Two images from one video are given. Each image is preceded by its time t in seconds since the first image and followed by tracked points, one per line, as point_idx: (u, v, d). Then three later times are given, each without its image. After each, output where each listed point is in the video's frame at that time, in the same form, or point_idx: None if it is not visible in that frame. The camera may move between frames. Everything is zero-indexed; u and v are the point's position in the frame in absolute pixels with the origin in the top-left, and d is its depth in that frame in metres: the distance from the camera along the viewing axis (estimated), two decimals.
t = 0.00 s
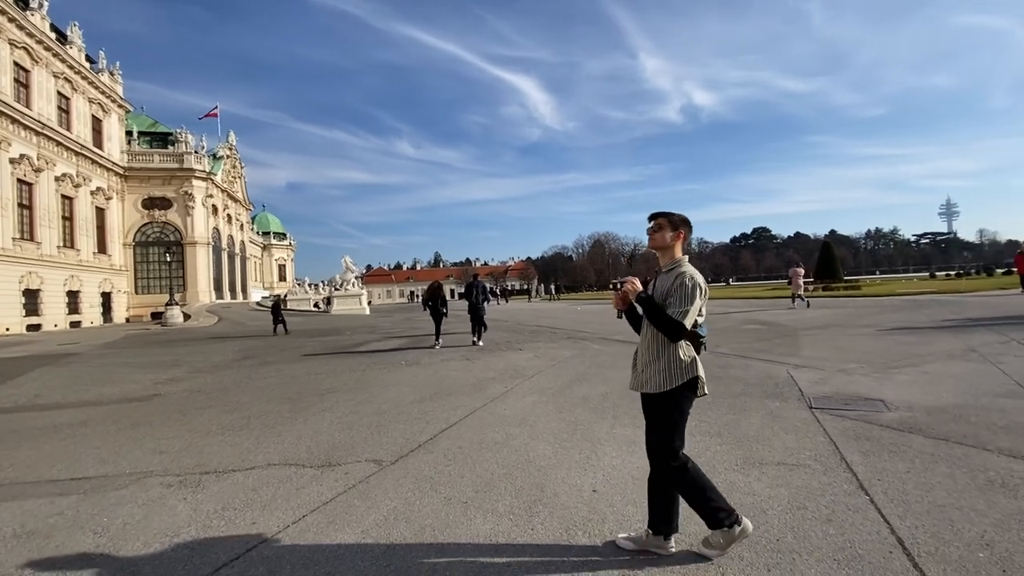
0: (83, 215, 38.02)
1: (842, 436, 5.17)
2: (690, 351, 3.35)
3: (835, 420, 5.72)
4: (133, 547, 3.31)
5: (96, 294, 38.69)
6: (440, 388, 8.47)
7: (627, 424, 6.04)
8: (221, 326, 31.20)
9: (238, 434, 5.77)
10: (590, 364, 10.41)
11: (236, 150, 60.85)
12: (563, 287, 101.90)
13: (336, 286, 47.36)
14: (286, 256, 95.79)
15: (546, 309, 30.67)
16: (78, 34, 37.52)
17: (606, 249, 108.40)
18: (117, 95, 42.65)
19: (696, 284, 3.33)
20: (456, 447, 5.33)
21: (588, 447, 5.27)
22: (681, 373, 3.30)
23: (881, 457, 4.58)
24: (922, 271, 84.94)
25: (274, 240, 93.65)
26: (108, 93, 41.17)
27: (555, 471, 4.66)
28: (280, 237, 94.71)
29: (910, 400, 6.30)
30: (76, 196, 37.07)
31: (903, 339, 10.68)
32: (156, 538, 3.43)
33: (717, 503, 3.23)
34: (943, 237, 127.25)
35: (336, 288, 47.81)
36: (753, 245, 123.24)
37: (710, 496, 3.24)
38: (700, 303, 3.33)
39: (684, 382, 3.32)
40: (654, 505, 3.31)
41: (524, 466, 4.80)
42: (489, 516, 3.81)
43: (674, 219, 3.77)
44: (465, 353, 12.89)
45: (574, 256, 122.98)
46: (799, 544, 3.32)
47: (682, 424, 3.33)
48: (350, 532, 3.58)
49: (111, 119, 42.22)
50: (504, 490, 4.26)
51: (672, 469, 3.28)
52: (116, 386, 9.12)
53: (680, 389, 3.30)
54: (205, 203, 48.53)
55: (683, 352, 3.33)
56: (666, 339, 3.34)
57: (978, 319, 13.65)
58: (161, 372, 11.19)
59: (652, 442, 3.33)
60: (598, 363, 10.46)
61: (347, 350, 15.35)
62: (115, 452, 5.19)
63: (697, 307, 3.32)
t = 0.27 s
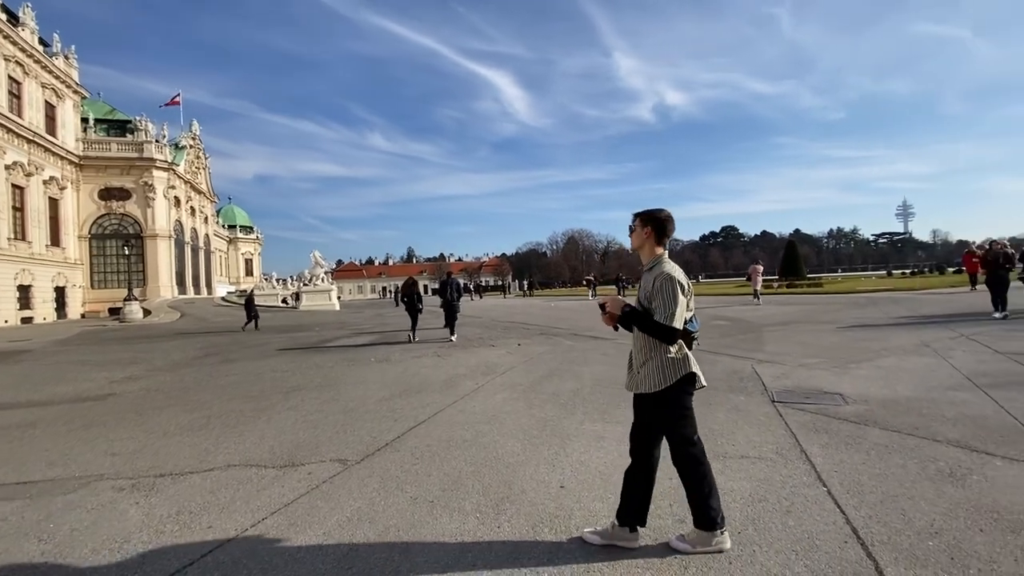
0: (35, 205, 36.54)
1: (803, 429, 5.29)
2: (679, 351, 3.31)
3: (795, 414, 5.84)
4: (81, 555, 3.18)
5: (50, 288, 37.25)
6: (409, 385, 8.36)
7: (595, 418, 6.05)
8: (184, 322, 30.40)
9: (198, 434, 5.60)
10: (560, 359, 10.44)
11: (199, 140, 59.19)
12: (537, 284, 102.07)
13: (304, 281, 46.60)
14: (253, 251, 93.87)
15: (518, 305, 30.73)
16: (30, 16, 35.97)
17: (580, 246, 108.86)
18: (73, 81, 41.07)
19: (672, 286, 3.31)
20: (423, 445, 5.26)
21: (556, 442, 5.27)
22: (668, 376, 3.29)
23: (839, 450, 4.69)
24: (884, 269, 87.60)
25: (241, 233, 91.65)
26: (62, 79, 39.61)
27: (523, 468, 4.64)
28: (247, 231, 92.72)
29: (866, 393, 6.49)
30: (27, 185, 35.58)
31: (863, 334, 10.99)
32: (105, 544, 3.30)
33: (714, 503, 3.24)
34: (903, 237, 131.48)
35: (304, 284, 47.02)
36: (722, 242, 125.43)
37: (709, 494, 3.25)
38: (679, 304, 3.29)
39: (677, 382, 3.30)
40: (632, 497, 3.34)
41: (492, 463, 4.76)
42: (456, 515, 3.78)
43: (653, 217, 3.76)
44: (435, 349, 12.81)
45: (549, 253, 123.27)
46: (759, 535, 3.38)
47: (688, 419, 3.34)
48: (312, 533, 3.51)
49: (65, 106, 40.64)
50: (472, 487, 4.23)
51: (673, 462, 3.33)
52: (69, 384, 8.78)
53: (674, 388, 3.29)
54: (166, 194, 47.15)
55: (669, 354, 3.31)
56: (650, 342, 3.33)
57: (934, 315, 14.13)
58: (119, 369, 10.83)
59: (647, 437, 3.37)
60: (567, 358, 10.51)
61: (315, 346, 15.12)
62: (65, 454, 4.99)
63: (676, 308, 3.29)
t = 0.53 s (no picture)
0: None
1: (770, 425, 5.36)
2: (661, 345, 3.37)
3: (763, 410, 5.94)
4: (30, 563, 3.07)
5: (8, 283, 35.98)
6: (382, 383, 8.24)
7: (569, 416, 6.04)
8: (151, 319, 29.67)
9: (162, 436, 5.45)
10: (535, 356, 10.45)
11: (167, 131, 57.63)
12: (514, 281, 102.21)
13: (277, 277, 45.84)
14: (225, 246, 92.08)
15: (495, 303, 30.72)
16: None
17: (558, 244, 109.22)
18: (33, 68, 39.69)
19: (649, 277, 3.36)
20: (394, 444, 5.19)
21: (529, 440, 5.24)
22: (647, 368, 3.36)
23: (804, 445, 4.76)
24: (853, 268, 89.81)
25: (211, 228, 89.79)
26: (22, 66, 38.24)
27: (495, 466, 4.60)
28: (218, 226, 90.89)
29: (829, 389, 6.65)
30: None
31: (831, 332, 11.22)
32: (56, 551, 3.19)
33: (686, 500, 3.26)
34: (871, 237, 134.94)
35: (277, 280, 46.26)
36: (697, 241, 127.08)
37: (685, 490, 3.29)
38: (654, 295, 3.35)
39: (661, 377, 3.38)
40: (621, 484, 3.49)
41: (464, 462, 4.70)
42: (426, 518, 3.70)
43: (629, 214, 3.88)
44: (410, 347, 12.71)
45: (527, 250, 123.43)
46: (728, 532, 3.39)
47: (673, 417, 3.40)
48: (276, 537, 3.44)
49: (25, 94, 39.26)
50: (443, 487, 4.19)
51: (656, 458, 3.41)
52: (27, 383, 8.49)
53: (657, 383, 3.37)
54: (132, 186, 45.81)
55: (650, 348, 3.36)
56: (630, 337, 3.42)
57: (899, 314, 14.52)
58: (81, 367, 10.51)
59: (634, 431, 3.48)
60: (543, 355, 10.52)
61: (287, 344, 14.88)
62: (19, 457, 4.81)
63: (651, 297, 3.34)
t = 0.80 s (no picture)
0: None
1: (746, 423, 5.39)
2: (631, 345, 3.43)
3: (740, 408, 5.99)
4: None
5: None
6: (361, 383, 8.11)
7: (547, 415, 6.01)
8: (124, 316, 29.03)
9: (130, 438, 5.29)
10: (515, 355, 10.42)
11: (140, 124, 56.36)
12: (496, 279, 102.15)
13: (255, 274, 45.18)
14: (201, 242, 90.52)
15: (476, 301, 30.64)
16: None
17: (542, 244, 109.43)
18: None
19: (614, 278, 3.43)
20: (371, 444, 5.09)
21: (506, 440, 5.18)
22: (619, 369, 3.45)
23: (778, 442, 4.79)
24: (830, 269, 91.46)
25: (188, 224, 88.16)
26: None
27: (472, 466, 4.54)
28: (194, 221, 89.28)
29: (803, 387, 6.74)
30: None
31: (808, 331, 11.37)
32: (13, 559, 3.08)
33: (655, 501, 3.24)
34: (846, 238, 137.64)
35: (255, 277, 45.61)
36: (677, 241, 128.28)
37: (657, 489, 3.28)
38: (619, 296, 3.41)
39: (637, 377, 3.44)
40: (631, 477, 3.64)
41: (440, 463, 4.63)
42: (399, 520, 3.60)
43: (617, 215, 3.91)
44: (389, 346, 12.60)
45: (510, 249, 123.47)
46: (702, 530, 3.38)
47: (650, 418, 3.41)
48: (245, 541, 3.35)
49: None
50: (418, 486, 4.14)
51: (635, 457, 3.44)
52: None
53: (631, 383, 3.43)
54: (102, 179, 44.67)
55: (621, 349, 3.45)
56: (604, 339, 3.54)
57: (872, 313, 14.81)
58: (49, 367, 10.22)
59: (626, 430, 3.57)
60: (523, 354, 10.49)
61: (265, 342, 14.66)
62: None
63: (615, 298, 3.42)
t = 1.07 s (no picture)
0: None
1: (727, 423, 5.39)
2: (603, 340, 3.63)
3: (722, 408, 6.00)
4: None
5: None
6: (342, 384, 7.95)
7: (529, 415, 5.97)
8: (103, 315, 28.54)
9: (103, 441, 5.14)
10: (500, 355, 10.35)
11: (119, 118, 55.38)
12: (483, 279, 102.04)
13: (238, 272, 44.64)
14: (183, 239, 89.29)
15: (463, 301, 30.52)
16: None
17: (530, 243, 109.45)
18: None
19: (582, 277, 3.69)
20: (351, 446, 5.00)
21: (489, 440, 5.13)
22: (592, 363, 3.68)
23: (759, 442, 4.80)
24: (813, 271, 92.56)
25: (169, 221, 86.92)
26: None
27: (454, 467, 4.48)
28: (176, 218, 88.06)
29: (785, 387, 6.78)
30: None
31: (791, 331, 11.45)
32: None
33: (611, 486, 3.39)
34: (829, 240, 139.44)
35: (238, 275, 45.04)
36: (663, 241, 129.10)
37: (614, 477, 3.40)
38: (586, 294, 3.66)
39: (610, 370, 3.62)
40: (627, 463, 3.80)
41: (420, 464, 4.56)
42: (377, 521, 3.52)
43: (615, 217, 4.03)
44: (373, 345, 12.48)
45: (497, 249, 123.37)
46: (683, 530, 3.36)
47: (615, 408, 3.54)
48: (217, 546, 3.26)
49: None
50: (397, 487, 4.09)
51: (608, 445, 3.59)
52: None
53: (603, 376, 3.62)
54: (79, 173, 43.79)
55: (595, 344, 3.68)
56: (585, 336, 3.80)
57: (853, 315, 14.98)
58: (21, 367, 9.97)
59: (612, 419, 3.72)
60: (507, 354, 10.42)
61: (247, 342, 14.47)
62: None
63: (583, 296, 3.68)
